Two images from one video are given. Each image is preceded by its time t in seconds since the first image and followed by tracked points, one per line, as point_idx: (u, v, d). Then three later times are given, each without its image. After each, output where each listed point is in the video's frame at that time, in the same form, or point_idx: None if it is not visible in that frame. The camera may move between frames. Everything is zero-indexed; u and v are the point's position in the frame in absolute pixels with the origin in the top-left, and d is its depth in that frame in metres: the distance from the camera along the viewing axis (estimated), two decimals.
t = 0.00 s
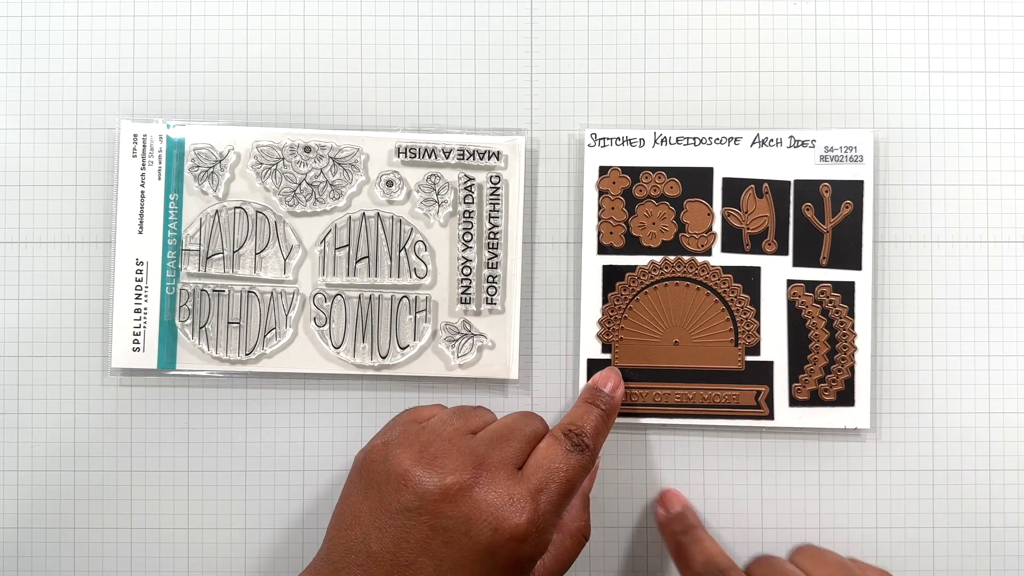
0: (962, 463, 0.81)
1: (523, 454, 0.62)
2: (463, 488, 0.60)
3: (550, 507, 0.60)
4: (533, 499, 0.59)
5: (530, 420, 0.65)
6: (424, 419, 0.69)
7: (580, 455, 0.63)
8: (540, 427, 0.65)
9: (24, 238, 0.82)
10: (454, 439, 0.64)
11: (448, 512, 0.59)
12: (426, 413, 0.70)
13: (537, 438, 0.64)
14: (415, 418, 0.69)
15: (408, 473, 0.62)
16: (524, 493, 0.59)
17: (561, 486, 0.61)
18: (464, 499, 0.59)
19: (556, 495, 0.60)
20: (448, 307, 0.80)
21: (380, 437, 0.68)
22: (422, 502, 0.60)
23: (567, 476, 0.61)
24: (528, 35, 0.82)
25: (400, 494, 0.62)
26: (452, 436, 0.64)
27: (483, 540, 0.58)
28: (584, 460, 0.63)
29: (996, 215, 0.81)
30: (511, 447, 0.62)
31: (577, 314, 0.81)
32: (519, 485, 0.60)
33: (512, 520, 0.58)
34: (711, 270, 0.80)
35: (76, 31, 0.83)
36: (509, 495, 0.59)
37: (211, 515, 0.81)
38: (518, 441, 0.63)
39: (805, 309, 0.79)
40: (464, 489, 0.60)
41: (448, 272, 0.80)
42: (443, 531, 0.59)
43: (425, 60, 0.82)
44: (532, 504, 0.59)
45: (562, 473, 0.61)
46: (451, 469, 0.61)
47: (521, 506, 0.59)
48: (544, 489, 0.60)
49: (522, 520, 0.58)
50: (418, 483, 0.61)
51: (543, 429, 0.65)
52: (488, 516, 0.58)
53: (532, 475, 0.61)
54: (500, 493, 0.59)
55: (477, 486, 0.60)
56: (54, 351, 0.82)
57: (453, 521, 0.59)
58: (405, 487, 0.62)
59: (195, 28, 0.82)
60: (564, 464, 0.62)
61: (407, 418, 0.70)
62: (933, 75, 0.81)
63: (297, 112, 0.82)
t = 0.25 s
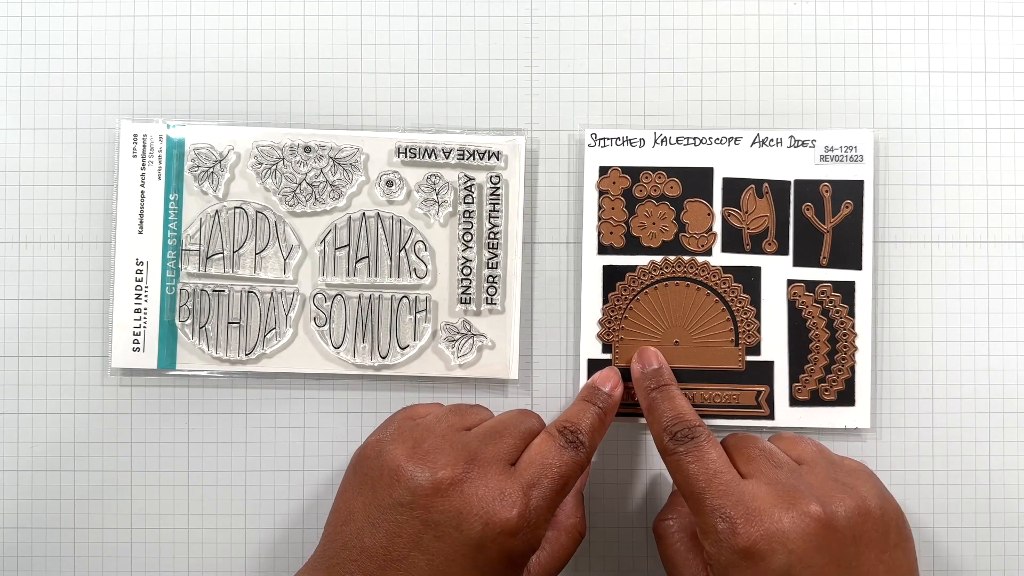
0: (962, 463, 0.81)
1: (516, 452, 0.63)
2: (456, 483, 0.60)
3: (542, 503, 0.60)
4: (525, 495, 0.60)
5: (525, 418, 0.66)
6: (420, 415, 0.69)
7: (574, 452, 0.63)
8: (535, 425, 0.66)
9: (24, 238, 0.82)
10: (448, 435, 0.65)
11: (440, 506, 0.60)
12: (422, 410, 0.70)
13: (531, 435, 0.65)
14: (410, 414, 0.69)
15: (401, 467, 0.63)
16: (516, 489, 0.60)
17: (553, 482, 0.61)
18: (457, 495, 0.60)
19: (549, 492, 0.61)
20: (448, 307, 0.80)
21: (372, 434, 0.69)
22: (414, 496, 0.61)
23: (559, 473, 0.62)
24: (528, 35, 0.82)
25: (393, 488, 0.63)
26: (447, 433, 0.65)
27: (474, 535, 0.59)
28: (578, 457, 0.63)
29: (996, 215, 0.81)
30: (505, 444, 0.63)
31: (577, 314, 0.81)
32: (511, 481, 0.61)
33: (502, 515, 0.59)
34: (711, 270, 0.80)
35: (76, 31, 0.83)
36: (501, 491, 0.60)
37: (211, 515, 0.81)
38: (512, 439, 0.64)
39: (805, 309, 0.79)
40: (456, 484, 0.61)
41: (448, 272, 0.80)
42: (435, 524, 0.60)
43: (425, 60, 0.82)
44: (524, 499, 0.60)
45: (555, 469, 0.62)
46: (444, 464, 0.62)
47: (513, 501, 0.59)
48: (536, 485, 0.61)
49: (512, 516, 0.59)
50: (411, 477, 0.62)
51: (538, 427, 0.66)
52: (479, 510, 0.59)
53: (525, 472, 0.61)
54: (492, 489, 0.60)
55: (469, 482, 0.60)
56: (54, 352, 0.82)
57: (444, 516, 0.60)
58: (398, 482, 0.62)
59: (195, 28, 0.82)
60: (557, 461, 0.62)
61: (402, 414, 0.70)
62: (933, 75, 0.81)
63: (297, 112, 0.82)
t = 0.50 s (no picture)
0: (962, 463, 0.81)
1: (515, 449, 0.63)
2: (454, 479, 0.61)
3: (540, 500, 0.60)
4: (523, 492, 0.60)
5: (526, 415, 0.66)
6: (421, 411, 0.69)
7: (573, 449, 0.63)
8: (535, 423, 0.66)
9: (24, 238, 0.82)
10: (447, 431, 0.65)
11: (438, 501, 0.60)
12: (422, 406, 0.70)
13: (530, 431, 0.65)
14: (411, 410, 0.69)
15: (400, 463, 0.63)
16: (514, 486, 0.60)
17: (552, 479, 0.61)
18: (455, 491, 0.60)
19: (547, 488, 0.61)
20: (448, 307, 0.80)
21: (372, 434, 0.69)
22: (413, 491, 0.61)
23: (558, 471, 0.62)
24: (528, 35, 0.82)
25: (392, 483, 0.63)
26: (447, 429, 0.65)
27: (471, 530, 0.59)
28: (577, 454, 0.63)
29: (996, 215, 0.81)
30: (504, 441, 0.63)
31: (577, 314, 0.81)
32: (510, 477, 0.61)
33: (500, 511, 0.59)
34: (711, 270, 0.80)
35: (76, 31, 0.83)
36: (499, 488, 0.60)
37: (211, 515, 0.81)
38: (511, 435, 0.64)
39: (805, 309, 0.79)
40: (454, 479, 0.61)
41: (448, 272, 0.80)
42: (433, 520, 0.60)
43: (425, 60, 0.82)
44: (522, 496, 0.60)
45: (554, 466, 0.62)
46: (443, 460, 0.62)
47: (510, 497, 0.59)
48: (535, 482, 0.60)
49: (510, 512, 0.59)
50: (410, 473, 0.62)
51: (538, 425, 0.66)
52: (477, 506, 0.59)
53: (524, 469, 0.61)
54: (491, 485, 0.60)
55: (468, 478, 0.61)
56: (54, 351, 0.82)
57: (442, 511, 0.60)
58: (397, 478, 0.63)
59: (195, 28, 0.82)
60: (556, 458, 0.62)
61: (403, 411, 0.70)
62: (933, 75, 0.81)
63: (297, 112, 0.82)
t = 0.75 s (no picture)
0: (962, 462, 0.81)
1: (516, 451, 0.63)
2: (456, 482, 0.60)
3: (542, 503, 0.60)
4: (525, 494, 0.60)
5: (525, 416, 0.66)
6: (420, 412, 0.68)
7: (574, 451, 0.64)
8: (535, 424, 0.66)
9: (24, 237, 0.82)
10: (447, 433, 0.64)
11: (439, 505, 0.60)
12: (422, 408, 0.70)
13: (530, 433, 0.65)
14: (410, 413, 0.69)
15: (399, 466, 0.63)
16: (516, 489, 0.60)
17: (553, 481, 0.61)
18: (456, 494, 0.60)
19: (548, 491, 0.61)
20: (448, 307, 0.80)
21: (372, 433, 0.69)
22: (413, 495, 0.61)
23: (559, 473, 0.62)
24: (528, 35, 0.82)
25: (392, 487, 0.62)
26: (448, 432, 0.65)
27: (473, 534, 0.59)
28: (577, 456, 0.64)
29: (996, 215, 0.81)
30: (504, 444, 0.63)
31: (577, 314, 0.81)
32: (511, 480, 0.61)
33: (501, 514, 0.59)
34: (711, 270, 0.80)
35: (76, 31, 0.83)
36: (501, 490, 0.60)
37: (211, 515, 0.81)
38: (511, 438, 0.63)
39: (805, 309, 0.79)
40: (455, 483, 0.60)
41: (448, 272, 0.80)
42: (434, 522, 0.60)
43: (425, 60, 0.82)
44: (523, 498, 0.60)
45: (555, 468, 0.62)
46: (444, 463, 0.61)
47: (512, 500, 0.59)
48: (536, 484, 0.61)
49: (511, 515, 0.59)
50: (410, 476, 0.61)
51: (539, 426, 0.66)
52: (479, 510, 0.59)
53: (524, 471, 0.61)
54: (492, 487, 0.60)
55: (469, 481, 0.60)
56: (54, 351, 0.82)
57: (443, 515, 0.59)
58: (397, 481, 0.62)
59: (195, 28, 0.82)
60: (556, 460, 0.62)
61: (405, 414, 0.69)
62: (933, 75, 0.81)
63: (297, 112, 0.82)
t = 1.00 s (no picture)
0: (962, 462, 0.81)
1: (520, 454, 0.64)
2: (462, 485, 0.60)
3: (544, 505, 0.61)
4: (528, 495, 0.61)
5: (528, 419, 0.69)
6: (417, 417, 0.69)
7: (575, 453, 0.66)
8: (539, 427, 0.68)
9: (24, 238, 0.82)
10: (450, 437, 0.65)
11: (443, 508, 0.60)
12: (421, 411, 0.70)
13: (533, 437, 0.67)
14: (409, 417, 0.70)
15: (402, 468, 0.62)
16: (523, 493, 0.61)
17: (554, 483, 0.63)
18: (463, 498, 0.60)
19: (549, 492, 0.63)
20: (448, 307, 0.80)
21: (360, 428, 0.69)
22: (416, 498, 0.61)
23: (563, 476, 0.64)
24: (528, 35, 0.82)
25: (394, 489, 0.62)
26: (452, 436, 0.65)
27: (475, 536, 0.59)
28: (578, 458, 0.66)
29: (996, 215, 0.81)
30: (508, 446, 0.64)
31: (577, 314, 0.81)
32: (515, 483, 0.62)
33: (506, 517, 0.59)
34: (711, 270, 0.80)
35: (76, 31, 0.83)
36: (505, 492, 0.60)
37: (211, 515, 0.81)
38: (514, 440, 0.65)
39: (805, 309, 0.79)
40: (460, 485, 0.60)
41: (448, 272, 0.80)
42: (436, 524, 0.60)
43: (425, 60, 0.82)
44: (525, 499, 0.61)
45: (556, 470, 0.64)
46: (447, 465, 0.62)
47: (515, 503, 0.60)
48: (538, 486, 0.62)
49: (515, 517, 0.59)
50: (413, 478, 0.61)
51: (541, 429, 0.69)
52: (483, 513, 0.59)
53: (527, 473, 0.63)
54: (495, 489, 0.60)
55: (476, 484, 0.61)
56: (54, 351, 0.82)
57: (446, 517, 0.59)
58: (400, 483, 0.62)
59: (195, 28, 0.82)
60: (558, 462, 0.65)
61: (406, 417, 0.70)
62: (933, 75, 0.81)
63: (297, 112, 0.82)
